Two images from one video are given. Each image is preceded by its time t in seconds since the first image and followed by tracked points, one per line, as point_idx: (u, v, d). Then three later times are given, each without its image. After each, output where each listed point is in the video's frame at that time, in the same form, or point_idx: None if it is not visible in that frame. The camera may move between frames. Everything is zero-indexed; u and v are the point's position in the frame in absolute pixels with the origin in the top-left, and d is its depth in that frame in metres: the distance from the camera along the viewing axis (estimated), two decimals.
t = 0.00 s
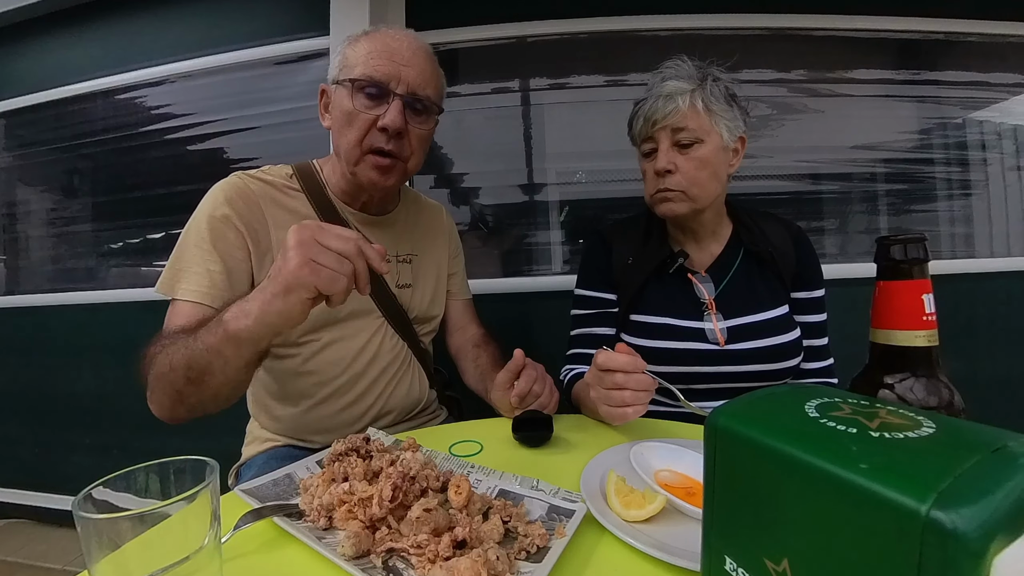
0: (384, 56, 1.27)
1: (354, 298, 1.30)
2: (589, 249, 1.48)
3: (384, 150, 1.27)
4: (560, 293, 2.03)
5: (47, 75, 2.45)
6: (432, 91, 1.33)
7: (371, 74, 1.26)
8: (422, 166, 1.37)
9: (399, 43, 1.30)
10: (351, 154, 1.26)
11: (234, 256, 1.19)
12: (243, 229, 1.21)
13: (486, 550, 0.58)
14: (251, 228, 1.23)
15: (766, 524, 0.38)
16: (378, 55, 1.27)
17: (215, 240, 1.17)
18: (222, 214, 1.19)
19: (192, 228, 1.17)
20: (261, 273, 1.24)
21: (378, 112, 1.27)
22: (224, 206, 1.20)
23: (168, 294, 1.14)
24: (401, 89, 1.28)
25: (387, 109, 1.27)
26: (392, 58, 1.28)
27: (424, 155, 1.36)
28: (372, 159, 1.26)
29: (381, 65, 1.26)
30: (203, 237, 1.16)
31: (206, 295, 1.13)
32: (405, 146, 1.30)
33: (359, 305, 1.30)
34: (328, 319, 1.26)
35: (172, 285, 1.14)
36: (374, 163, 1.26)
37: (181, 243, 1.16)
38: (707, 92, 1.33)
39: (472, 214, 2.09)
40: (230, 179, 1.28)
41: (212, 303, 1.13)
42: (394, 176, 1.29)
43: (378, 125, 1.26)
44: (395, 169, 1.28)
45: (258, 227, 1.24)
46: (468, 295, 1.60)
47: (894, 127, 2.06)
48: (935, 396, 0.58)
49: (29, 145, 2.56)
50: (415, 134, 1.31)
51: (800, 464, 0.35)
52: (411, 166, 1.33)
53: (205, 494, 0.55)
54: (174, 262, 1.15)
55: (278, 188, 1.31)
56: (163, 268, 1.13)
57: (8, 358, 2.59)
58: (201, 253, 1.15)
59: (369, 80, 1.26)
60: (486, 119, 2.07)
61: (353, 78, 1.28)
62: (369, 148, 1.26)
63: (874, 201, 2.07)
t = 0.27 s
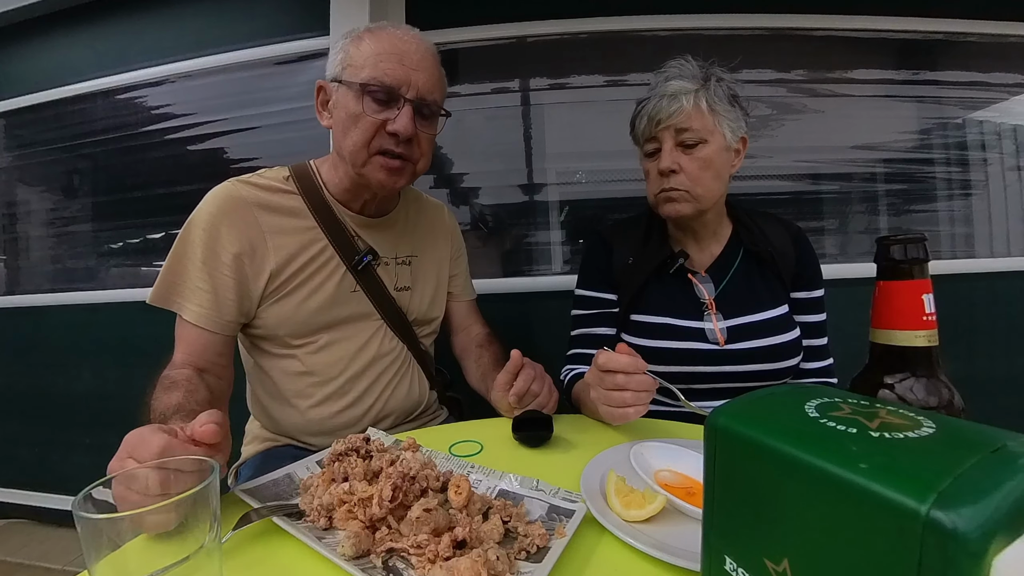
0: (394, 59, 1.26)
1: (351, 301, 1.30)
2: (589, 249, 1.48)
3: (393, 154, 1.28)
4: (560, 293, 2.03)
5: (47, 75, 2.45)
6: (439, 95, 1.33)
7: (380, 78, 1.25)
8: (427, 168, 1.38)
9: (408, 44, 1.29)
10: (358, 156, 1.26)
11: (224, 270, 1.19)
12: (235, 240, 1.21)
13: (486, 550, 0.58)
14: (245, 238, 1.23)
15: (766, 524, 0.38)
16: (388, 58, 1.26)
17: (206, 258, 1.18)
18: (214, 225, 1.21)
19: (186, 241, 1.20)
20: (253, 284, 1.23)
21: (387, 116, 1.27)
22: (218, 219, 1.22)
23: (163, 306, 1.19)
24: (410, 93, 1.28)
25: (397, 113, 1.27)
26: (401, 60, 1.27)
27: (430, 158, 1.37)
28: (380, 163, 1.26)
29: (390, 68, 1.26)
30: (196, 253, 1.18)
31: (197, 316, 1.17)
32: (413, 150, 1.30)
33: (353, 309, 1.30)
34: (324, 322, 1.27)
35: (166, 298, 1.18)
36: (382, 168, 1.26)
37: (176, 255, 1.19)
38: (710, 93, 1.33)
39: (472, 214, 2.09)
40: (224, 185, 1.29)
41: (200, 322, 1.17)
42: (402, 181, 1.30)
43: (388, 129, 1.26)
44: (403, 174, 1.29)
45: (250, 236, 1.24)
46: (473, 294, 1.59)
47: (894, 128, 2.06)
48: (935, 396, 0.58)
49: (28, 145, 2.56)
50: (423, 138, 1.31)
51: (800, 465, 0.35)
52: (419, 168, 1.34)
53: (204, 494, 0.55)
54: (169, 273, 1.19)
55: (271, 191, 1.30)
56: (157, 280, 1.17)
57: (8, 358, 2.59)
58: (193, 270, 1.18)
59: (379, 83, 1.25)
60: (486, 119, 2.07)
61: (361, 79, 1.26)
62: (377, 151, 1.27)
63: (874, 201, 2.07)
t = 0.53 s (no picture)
0: (400, 65, 1.25)
1: (344, 303, 1.30)
2: (589, 251, 1.48)
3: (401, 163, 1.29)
4: (560, 293, 2.03)
5: (47, 75, 2.45)
6: (441, 99, 1.34)
7: (387, 85, 1.24)
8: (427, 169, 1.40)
9: (411, 48, 1.28)
10: (366, 166, 1.26)
11: (218, 272, 1.19)
12: (228, 241, 1.22)
13: (486, 550, 0.58)
14: (238, 240, 1.23)
15: (766, 524, 0.38)
16: (394, 64, 1.25)
17: (199, 260, 1.19)
18: (207, 228, 1.21)
19: (179, 244, 1.20)
20: (247, 285, 1.23)
21: (394, 123, 1.27)
22: (210, 221, 1.22)
23: (156, 309, 1.18)
24: (416, 100, 1.28)
25: (404, 121, 1.27)
26: (407, 66, 1.26)
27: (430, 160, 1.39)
28: (389, 172, 1.28)
29: (397, 75, 1.25)
30: (189, 256, 1.19)
31: (192, 318, 1.17)
32: (419, 157, 1.32)
33: (350, 310, 1.30)
34: (321, 323, 1.27)
35: (158, 301, 1.18)
36: (390, 176, 1.27)
37: (168, 258, 1.19)
38: (717, 93, 1.34)
39: (472, 214, 2.09)
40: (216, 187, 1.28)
41: (194, 325, 1.17)
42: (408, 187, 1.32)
43: (395, 137, 1.27)
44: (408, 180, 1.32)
45: (243, 238, 1.24)
46: (468, 291, 1.58)
47: (894, 128, 2.06)
48: (935, 396, 0.58)
49: (28, 146, 2.56)
50: (426, 144, 1.33)
51: (800, 466, 0.35)
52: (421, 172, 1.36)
53: (204, 494, 0.55)
54: (161, 277, 1.19)
55: (264, 192, 1.30)
56: (150, 283, 1.17)
57: (8, 358, 2.59)
58: (186, 273, 1.18)
59: (386, 91, 1.24)
60: (486, 119, 2.07)
61: (366, 85, 1.25)
62: (385, 160, 1.27)
63: (874, 201, 2.07)
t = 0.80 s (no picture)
0: (399, 61, 1.25)
1: (346, 303, 1.30)
2: (591, 252, 1.48)
3: (403, 160, 1.29)
4: (560, 293, 2.03)
5: (47, 75, 2.45)
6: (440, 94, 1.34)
7: (388, 81, 1.25)
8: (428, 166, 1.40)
9: (409, 43, 1.28)
10: (369, 165, 1.26)
11: (216, 274, 1.19)
12: (227, 243, 1.21)
13: (486, 550, 0.58)
14: (237, 241, 1.23)
15: (766, 524, 0.38)
16: (394, 60, 1.25)
17: (197, 261, 1.19)
18: (206, 229, 1.21)
19: (177, 246, 1.20)
20: (246, 287, 1.23)
21: (396, 120, 1.27)
22: (208, 222, 1.22)
23: (154, 311, 1.18)
24: (417, 96, 1.29)
25: (407, 118, 1.27)
26: (406, 62, 1.26)
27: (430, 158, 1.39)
28: (391, 170, 1.28)
29: (397, 71, 1.25)
30: (188, 258, 1.18)
31: (191, 321, 1.17)
32: (420, 153, 1.32)
33: (350, 311, 1.30)
34: (321, 324, 1.27)
35: (157, 304, 1.18)
36: (394, 173, 1.28)
37: (166, 260, 1.19)
38: (733, 92, 1.33)
39: (471, 214, 2.09)
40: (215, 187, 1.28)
41: (192, 327, 1.17)
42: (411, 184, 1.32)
43: (397, 134, 1.27)
44: (411, 176, 1.32)
45: (242, 240, 1.23)
46: (472, 289, 1.58)
47: (894, 128, 2.06)
48: (935, 396, 0.58)
49: (28, 146, 2.56)
50: (428, 140, 1.33)
51: (799, 465, 0.35)
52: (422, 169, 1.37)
53: (205, 494, 0.55)
54: (160, 279, 1.19)
55: (264, 194, 1.30)
56: (147, 285, 1.17)
57: (8, 358, 2.59)
58: (185, 275, 1.18)
59: (386, 87, 1.25)
60: (486, 119, 2.06)
61: (366, 82, 1.25)
62: (388, 158, 1.27)
63: (874, 201, 2.07)
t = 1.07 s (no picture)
0: (404, 56, 1.26)
1: (347, 304, 1.30)
2: (594, 251, 1.48)
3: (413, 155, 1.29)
4: (560, 293, 2.03)
5: (47, 75, 2.45)
6: (444, 89, 1.34)
7: (393, 77, 1.25)
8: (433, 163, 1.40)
9: (412, 38, 1.28)
10: (378, 161, 1.26)
11: (215, 274, 1.19)
12: (226, 243, 1.21)
13: (486, 550, 0.58)
14: (236, 241, 1.23)
15: (767, 524, 0.38)
16: (398, 55, 1.25)
17: (196, 261, 1.19)
18: (205, 229, 1.21)
19: (176, 245, 1.20)
20: (246, 288, 1.23)
21: (403, 116, 1.27)
22: (208, 221, 1.21)
23: (153, 311, 1.18)
24: (422, 92, 1.29)
25: (413, 113, 1.28)
26: (411, 57, 1.26)
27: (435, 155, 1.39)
28: (402, 165, 1.28)
29: (402, 66, 1.25)
30: (187, 257, 1.18)
31: (190, 321, 1.17)
32: (429, 148, 1.33)
33: (351, 313, 1.30)
34: (321, 326, 1.27)
35: (156, 303, 1.18)
36: (404, 169, 1.28)
37: (165, 260, 1.19)
38: (739, 92, 1.33)
39: (471, 214, 2.09)
40: (215, 185, 1.27)
41: (190, 327, 1.17)
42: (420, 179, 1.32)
43: (405, 130, 1.27)
44: (420, 171, 1.32)
45: (241, 240, 1.23)
46: (467, 299, 1.59)
47: (894, 128, 2.06)
48: (935, 396, 0.58)
49: (28, 146, 2.56)
50: (435, 135, 1.34)
51: (800, 466, 0.35)
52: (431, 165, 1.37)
53: (205, 494, 0.55)
54: (159, 278, 1.18)
55: (266, 191, 1.30)
56: (145, 283, 1.16)
57: (8, 358, 2.59)
58: (184, 275, 1.18)
59: (392, 83, 1.25)
60: (486, 119, 2.06)
61: (371, 79, 1.25)
62: (397, 154, 1.27)
63: (874, 201, 2.07)
